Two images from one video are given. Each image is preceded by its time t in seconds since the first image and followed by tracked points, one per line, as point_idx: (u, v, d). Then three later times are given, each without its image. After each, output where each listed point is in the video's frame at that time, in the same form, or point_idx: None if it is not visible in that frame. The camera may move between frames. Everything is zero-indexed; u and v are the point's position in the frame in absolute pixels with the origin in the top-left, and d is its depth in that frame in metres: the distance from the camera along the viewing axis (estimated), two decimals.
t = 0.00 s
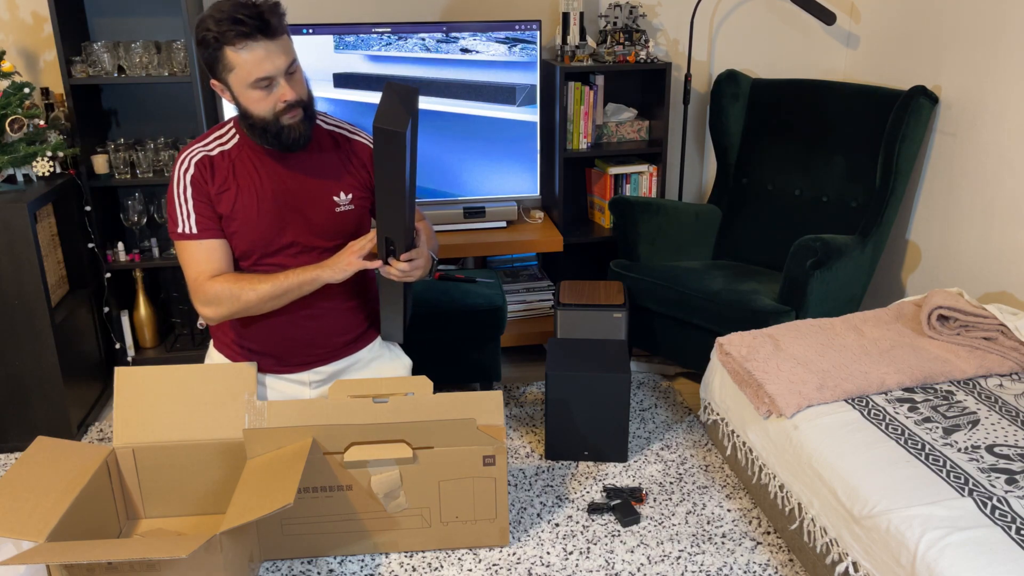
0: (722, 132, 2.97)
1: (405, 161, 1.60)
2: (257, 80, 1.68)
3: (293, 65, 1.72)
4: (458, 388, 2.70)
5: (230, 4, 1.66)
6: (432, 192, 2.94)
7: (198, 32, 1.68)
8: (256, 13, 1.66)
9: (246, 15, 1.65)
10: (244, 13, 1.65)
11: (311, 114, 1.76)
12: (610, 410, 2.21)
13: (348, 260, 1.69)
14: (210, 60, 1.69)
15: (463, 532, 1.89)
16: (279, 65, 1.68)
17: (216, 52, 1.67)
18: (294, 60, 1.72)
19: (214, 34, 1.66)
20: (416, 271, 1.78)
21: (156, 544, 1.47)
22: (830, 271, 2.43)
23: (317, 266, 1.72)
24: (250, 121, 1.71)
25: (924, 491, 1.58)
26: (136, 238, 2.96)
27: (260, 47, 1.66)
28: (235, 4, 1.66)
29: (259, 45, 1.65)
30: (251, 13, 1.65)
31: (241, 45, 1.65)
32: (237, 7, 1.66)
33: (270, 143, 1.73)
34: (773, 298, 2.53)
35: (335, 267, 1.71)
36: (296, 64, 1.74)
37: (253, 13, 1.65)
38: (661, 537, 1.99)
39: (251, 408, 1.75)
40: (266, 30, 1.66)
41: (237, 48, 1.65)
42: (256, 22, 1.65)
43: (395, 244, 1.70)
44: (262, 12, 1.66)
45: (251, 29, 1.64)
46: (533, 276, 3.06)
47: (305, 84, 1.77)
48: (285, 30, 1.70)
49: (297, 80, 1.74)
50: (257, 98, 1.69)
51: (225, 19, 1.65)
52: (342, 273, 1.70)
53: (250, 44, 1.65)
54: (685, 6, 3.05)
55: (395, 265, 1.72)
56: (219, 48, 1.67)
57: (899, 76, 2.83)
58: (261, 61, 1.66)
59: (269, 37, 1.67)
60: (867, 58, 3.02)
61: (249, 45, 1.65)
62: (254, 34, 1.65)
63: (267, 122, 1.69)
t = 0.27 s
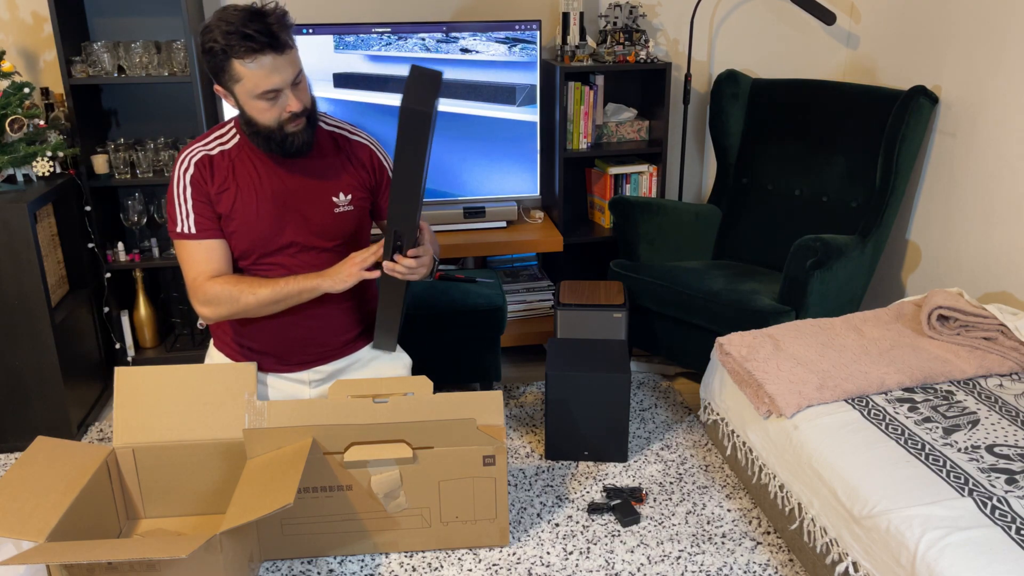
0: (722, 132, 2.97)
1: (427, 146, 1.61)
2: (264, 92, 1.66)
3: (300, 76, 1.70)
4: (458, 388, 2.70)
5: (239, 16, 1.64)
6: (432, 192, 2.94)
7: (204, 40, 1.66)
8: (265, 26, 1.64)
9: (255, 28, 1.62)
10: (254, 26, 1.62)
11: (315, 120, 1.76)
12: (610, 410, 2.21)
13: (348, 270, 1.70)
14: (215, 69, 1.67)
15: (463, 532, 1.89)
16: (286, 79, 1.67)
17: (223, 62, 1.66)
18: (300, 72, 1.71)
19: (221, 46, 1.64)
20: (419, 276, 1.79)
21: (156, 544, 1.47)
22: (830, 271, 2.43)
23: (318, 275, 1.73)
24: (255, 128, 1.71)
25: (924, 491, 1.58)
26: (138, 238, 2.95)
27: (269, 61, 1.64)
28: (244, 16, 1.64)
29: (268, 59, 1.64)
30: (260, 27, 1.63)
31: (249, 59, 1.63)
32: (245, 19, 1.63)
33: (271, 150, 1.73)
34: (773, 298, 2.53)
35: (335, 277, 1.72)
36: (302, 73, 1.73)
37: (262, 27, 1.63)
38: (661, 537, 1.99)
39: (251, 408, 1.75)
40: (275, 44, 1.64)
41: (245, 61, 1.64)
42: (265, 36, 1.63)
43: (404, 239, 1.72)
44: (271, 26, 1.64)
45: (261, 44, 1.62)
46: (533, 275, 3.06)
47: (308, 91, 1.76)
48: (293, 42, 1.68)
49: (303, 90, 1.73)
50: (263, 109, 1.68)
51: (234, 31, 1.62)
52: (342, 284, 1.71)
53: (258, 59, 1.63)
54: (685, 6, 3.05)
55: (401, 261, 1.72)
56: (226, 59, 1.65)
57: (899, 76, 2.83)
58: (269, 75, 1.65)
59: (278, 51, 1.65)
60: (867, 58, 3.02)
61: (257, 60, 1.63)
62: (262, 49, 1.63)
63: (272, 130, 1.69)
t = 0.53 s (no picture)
0: (722, 132, 2.96)
1: (485, 112, 1.52)
2: (271, 96, 1.65)
3: (307, 79, 1.69)
4: (459, 388, 2.70)
5: (246, 20, 1.62)
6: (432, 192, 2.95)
7: (211, 45, 1.64)
8: (272, 31, 1.62)
9: (262, 33, 1.61)
10: (261, 31, 1.61)
11: (319, 122, 1.76)
12: (610, 410, 2.21)
13: (342, 291, 1.72)
14: (222, 73, 1.65)
15: (463, 532, 1.89)
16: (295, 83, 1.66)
17: (229, 67, 1.64)
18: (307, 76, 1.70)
19: (229, 50, 1.62)
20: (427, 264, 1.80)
21: (156, 544, 1.47)
22: (830, 271, 2.43)
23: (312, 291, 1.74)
24: (261, 131, 1.70)
25: (924, 491, 1.58)
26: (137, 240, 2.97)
27: (276, 65, 1.62)
28: (251, 20, 1.62)
29: (275, 64, 1.62)
30: (268, 32, 1.61)
31: (256, 65, 1.61)
32: (252, 23, 1.61)
33: (279, 151, 1.73)
34: (773, 298, 2.53)
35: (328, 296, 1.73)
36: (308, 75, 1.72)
37: (270, 31, 1.61)
38: (661, 537, 1.99)
39: (251, 408, 1.75)
40: (284, 49, 1.62)
41: (252, 65, 1.62)
42: (273, 41, 1.61)
43: (425, 220, 1.71)
44: (279, 30, 1.62)
45: (268, 48, 1.61)
46: (533, 275, 3.06)
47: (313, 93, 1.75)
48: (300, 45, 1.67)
49: (309, 93, 1.72)
50: (270, 112, 1.67)
51: (241, 36, 1.61)
52: (334, 303, 1.73)
53: (266, 63, 1.61)
54: (685, 6, 3.05)
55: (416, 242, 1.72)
56: (234, 65, 1.63)
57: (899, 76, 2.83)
58: (277, 79, 1.63)
59: (286, 55, 1.63)
60: (867, 57, 3.02)
61: (265, 64, 1.61)
62: (271, 54, 1.61)
63: (279, 133, 1.69)
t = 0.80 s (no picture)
0: (722, 132, 2.96)
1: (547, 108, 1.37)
2: (278, 102, 1.64)
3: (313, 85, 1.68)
4: (459, 388, 2.70)
5: (254, 27, 1.60)
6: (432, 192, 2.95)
7: (217, 52, 1.62)
8: (281, 38, 1.60)
9: (271, 40, 1.59)
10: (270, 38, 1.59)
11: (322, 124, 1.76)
12: (610, 410, 2.21)
13: (321, 323, 1.71)
14: (228, 80, 1.64)
15: (463, 532, 1.89)
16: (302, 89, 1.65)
17: (237, 74, 1.62)
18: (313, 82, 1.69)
19: (237, 57, 1.60)
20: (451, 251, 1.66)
21: (156, 544, 1.47)
22: (831, 271, 2.43)
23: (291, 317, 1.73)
24: (266, 136, 1.70)
25: (924, 491, 1.58)
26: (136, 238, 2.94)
27: (285, 72, 1.61)
28: (258, 27, 1.60)
29: (283, 70, 1.60)
30: (277, 39, 1.59)
31: (265, 72, 1.60)
32: (260, 30, 1.60)
33: (283, 155, 1.73)
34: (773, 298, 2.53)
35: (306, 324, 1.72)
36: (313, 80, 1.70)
37: (278, 39, 1.60)
38: (661, 537, 1.99)
39: (251, 408, 1.75)
40: (293, 56, 1.61)
41: (259, 72, 1.60)
42: (282, 48, 1.59)
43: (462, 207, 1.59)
44: (287, 36, 1.61)
45: (277, 55, 1.59)
46: (532, 275, 3.07)
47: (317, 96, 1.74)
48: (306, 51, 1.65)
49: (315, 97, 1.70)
50: (276, 117, 1.66)
51: (249, 43, 1.59)
52: (312, 333, 1.71)
53: (275, 70, 1.60)
54: (685, 6, 3.05)
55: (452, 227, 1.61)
56: (242, 72, 1.61)
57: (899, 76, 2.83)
58: (286, 86, 1.62)
59: (294, 63, 1.62)
60: (867, 57, 3.02)
61: (273, 72, 1.60)
62: (279, 61, 1.60)
63: (285, 136, 1.69)
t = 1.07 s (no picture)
0: (722, 132, 2.96)
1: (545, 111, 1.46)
2: (273, 108, 1.64)
3: (309, 90, 1.67)
4: (459, 388, 2.70)
5: (250, 33, 1.58)
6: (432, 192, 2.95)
7: (213, 55, 1.61)
8: (276, 45, 1.59)
9: (266, 48, 1.57)
10: (265, 46, 1.57)
11: (321, 127, 1.75)
12: (610, 410, 2.21)
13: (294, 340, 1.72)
14: (224, 84, 1.64)
15: (463, 532, 1.89)
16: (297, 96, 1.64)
17: (233, 79, 1.62)
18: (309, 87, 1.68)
19: (232, 64, 1.59)
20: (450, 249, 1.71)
21: (156, 544, 1.47)
22: (831, 271, 2.43)
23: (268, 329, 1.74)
24: (263, 139, 1.70)
25: (924, 491, 1.58)
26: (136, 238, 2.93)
27: (280, 80, 1.60)
28: (254, 33, 1.58)
29: (278, 78, 1.60)
30: (272, 47, 1.58)
31: (260, 80, 1.59)
32: (255, 37, 1.58)
33: (279, 159, 1.73)
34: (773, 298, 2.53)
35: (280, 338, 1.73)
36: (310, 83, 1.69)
37: (274, 47, 1.58)
38: (661, 537, 1.99)
39: (251, 408, 1.75)
40: (288, 65, 1.60)
41: (255, 79, 1.60)
42: (277, 57, 1.58)
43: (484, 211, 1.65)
44: (283, 44, 1.59)
45: (272, 64, 1.58)
46: (532, 276, 3.07)
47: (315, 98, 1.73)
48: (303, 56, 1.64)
49: (311, 101, 1.70)
50: (272, 122, 1.66)
51: (244, 50, 1.58)
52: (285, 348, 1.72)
53: (269, 78, 1.59)
54: (685, 6, 3.05)
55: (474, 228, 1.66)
56: (237, 77, 1.61)
57: (899, 76, 2.83)
58: (280, 94, 1.62)
59: (289, 70, 1.61)
60: (867, 57, 3.02)
61: (268, 80, 1.59)
62: (274, 70, 1.59)
63: (281, 141, 1.69)
